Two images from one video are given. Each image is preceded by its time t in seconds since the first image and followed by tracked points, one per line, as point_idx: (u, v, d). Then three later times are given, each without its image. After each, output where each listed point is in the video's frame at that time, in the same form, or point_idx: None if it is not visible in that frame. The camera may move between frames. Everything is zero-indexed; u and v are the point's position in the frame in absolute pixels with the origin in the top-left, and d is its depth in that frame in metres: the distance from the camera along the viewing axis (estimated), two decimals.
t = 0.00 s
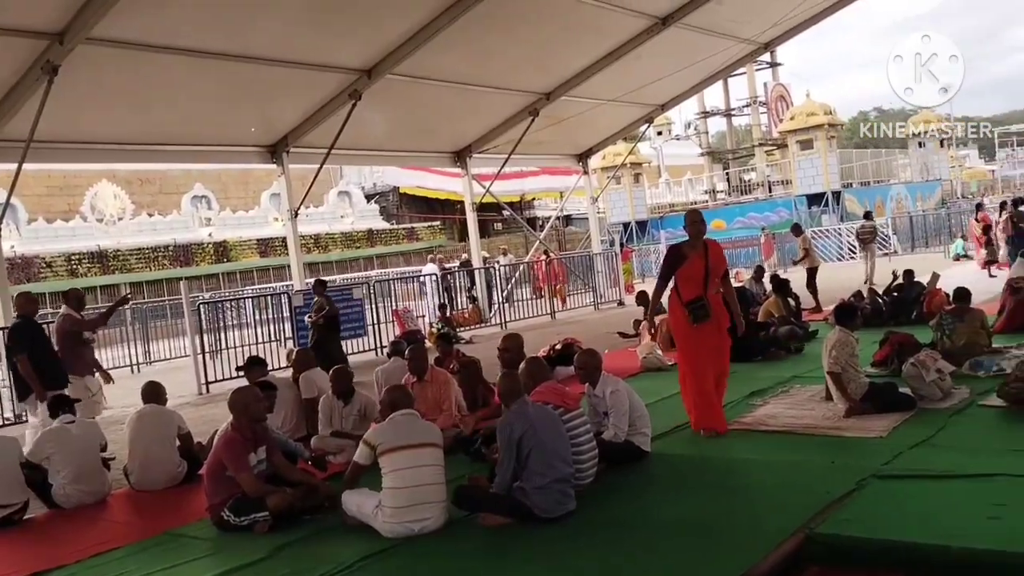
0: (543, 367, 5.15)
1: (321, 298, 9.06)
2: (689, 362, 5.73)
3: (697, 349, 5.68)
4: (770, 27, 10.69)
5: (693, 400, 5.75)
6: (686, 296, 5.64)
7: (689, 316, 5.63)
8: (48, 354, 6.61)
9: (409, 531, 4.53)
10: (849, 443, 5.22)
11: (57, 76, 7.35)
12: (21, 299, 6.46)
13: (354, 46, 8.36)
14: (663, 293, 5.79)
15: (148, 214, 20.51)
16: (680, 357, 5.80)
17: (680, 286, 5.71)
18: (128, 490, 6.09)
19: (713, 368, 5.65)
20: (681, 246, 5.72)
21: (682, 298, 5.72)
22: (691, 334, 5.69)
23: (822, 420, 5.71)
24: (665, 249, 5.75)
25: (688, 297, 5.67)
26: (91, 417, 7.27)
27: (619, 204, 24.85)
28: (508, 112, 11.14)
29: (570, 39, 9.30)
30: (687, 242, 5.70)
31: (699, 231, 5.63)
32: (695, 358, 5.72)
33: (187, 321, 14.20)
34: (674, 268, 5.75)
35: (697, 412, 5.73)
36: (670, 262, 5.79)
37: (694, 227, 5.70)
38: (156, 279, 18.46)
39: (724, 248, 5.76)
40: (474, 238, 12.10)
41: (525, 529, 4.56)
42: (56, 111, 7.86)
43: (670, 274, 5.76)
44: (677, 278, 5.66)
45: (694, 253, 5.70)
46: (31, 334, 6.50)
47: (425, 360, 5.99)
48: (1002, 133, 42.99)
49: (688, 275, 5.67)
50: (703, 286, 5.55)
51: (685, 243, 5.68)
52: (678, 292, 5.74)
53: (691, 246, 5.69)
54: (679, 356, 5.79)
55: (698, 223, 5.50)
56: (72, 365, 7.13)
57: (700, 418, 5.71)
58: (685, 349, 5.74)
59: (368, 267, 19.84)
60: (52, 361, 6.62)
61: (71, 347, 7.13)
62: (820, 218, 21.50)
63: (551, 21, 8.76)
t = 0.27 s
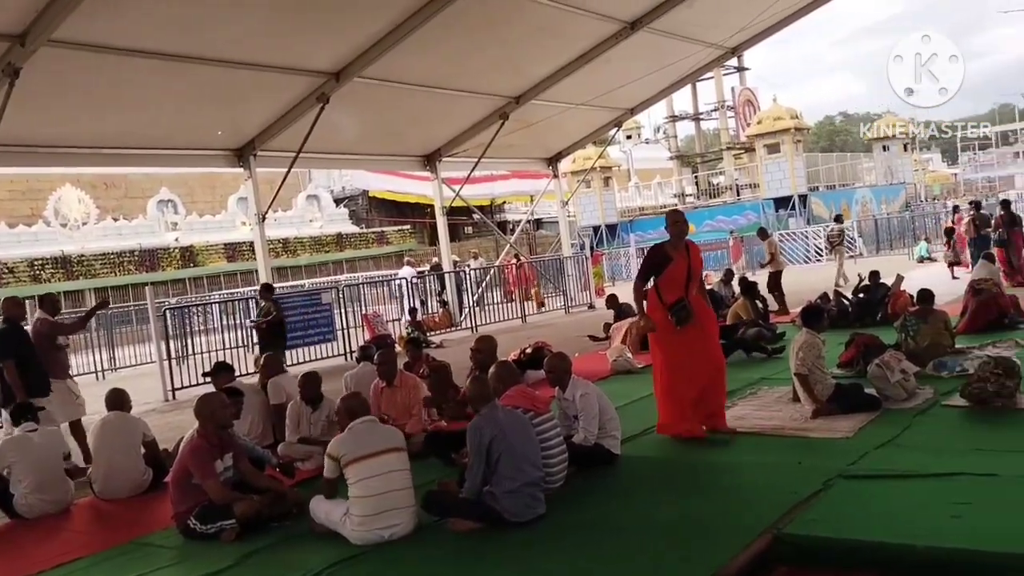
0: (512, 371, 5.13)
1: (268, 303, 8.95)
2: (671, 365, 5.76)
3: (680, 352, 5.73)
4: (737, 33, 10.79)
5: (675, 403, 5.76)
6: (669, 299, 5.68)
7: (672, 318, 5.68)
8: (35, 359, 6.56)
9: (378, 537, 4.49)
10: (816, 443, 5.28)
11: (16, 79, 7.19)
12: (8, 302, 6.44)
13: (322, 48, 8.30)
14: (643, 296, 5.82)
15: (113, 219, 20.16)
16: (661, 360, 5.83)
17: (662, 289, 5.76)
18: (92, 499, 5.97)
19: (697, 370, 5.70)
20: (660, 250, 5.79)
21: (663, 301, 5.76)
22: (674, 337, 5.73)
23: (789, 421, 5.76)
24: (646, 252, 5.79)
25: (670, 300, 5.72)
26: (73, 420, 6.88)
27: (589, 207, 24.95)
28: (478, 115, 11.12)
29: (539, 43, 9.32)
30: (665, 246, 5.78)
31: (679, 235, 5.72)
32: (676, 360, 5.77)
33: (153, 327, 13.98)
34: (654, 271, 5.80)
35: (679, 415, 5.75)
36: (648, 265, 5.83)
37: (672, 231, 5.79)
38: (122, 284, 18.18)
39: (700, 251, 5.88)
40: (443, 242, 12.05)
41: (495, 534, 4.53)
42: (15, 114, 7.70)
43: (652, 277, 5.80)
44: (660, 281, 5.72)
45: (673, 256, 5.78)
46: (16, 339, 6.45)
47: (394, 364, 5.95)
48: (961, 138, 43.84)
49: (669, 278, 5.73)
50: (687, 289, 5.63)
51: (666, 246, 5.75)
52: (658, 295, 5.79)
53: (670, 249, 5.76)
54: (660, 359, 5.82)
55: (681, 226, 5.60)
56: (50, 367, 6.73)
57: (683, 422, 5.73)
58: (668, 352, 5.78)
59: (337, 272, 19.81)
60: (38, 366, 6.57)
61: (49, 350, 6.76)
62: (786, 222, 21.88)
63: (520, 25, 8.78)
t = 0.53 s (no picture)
0: (481, 376, 5.11)
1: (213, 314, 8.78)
2: (668, 371, 5.54)
3: (677, 357, 5.51)
4: (703, 38, 10.89)
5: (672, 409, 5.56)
6: (665, 302, 5.45)
7: (668, 322, 5.45)
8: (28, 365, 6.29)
9: (346, 545, 4.45)
10: (781, 445, 5.33)
11: None
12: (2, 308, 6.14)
13: (288, 53, 8.24)
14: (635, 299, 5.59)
15: (76, 225, 19.80)
16: (656, 365, 5.61)
17: (655, 291, 5.53)
18: (54, 510, 5.86)
19: (694, 376, 5.49)
20: (652, 250, 5.54)
21: (658, 304, 5.53)
22: (670, 341, 5.51)
23: (755, 423, 5.82)
24: (636, 252, 5.53)
25: (665, 303, 5.49)
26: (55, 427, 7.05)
27: (558, 212, 25.06)
28: (446, 120, 11.11)
29: (506, 48, 9.34)
30: (656, 246, 5.53)
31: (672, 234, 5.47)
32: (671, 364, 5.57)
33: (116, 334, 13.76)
34: (645, 272, 5.55)
35: (676, 421, 5.56)
36: (639, 267, 5.59)
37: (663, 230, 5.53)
38: (85, 291, 17.87)
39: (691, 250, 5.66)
40: (412, 247, 11.99)
41: (463, 540, 4.51)
42: None
43: (643, 280, 5.54)
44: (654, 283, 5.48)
45: (665, 256, 5.54)
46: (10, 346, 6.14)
47: (362, 370, 5.91)
48: (921, 142, 44.68)
49: (663, 280, 5.50)
50: (683, 290, 5.41)
51: (657, 246, 5.50)
52: (651, 297, 5.55)
53: (662, 250, 5.52)
54: (655, 364, 5.60)
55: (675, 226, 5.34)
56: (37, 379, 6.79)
57: (680, 428, 5.53)
58: (663, 357, 5.56)
59: (305, 277, 19.61)
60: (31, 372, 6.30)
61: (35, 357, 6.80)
62: (752, 225, 21.98)
63: (487, 30, 8.78)
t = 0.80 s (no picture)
0: (433, 382, 5.09)
1: (137, 323, 8.47)
2: (644, 371, 5.55)
3: (653, 356, 5.52)
4: (653, 44, 11.01)
5: (649, 409, 5.54)
6: (642, 301, 5.49)
7: (645, 321, 5.48)
8: None
9: (295, 554, 4.39)
10: (730, 446, 5.40)
11: None
12: None
13: (237, 56, 8.12)
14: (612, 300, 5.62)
15: (17, 229, 19.24)
16: (633, 366, 5.62)
17: (632, 291, 5.57)
18: None
19: (670, 375, 5.51)
20: (627, 250, 5.60)
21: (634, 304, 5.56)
22: (647, 340, 5.53)
23: (706, 425, 5.89)
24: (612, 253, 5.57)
25: (642, 302, 5.53)
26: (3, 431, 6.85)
27: (512, 216, 25.11)
28: (399, 124, 11.05)
29: (459, 52, 9.33)
30: (631, 246, 5.59)
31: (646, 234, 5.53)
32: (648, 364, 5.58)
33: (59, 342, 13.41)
34: (621, 272, 5.59)
35: (653, 422, 5.53)
36: (615, 267, 5.64)
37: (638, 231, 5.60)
38: (26, 298, 17.36)
39: (665, 252, 5.73)
40: (365, 251, 11.87)
41: (415, 547, 4.48)
42: None
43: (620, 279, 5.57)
44: (631, 282, 5.53)
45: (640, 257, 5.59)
46: None
47: (312, 377, 5.82)
48: (866, 148, 45.81)
49: (639, 279, 5.54)
50: (659, 288, 5.45)
51: (633, 246, 5.56)
52: (628, 298, 5.59)
53: (637, 249, 5.57)
54: (632, 364, 5.60)
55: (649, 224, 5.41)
56: None
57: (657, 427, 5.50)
58: (640, 357, 5.57)
59: (256, 282, 19.33)
60: None
61: None
62: (705, 229, 21.93)
63: (440, 34, 8.76)
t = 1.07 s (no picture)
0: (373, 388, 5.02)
1: (45, 334, 7.93)
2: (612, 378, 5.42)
3: (621, 363, 5.41)
4: (599, 50, 11.10)
5: (616, 418, 5.44)
6: (610, 309, 5.38)
7: (614, 329, 5.37)
8: None
9: (230, 565, 4.29)
10: (671, 448, 5.45)
11: None
12: None
13: (176, 55, 7.93)
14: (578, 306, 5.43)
15: None
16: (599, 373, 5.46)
17: (600, 297, 5.42)
18: None
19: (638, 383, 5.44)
20: (593, 255, 5.43)
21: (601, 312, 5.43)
22: (616, 348, 5.41)
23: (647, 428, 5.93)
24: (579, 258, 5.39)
25: (610, 309, 5.41)
26: None
27: (459, 220, 25.07)
28: (343, 126, 10.93)
29: (404, 54, 9.27)
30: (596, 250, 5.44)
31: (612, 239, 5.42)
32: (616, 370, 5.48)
33: None
34: (588, 278, 5.43)
35: (620, 430, 5.44)
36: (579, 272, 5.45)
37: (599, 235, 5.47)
38: None
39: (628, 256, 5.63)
40: (308, 255, 11.71)
41: (353, 555, 4.41)
42: None
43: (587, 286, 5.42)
44: (600, 289, 5.38)
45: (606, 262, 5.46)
46: None
47: (250, 385, 5.73)
48: (805, 154, 46.97)
49: (607, 285, 5.41)
50: (629, 295, 5.35)
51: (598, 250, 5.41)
52: (595, 304, 5.43)
53: (603, 254, 5.43)
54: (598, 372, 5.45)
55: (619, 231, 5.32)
56: None
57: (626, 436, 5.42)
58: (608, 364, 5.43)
59: (197, 287, 18.92)
60: None
61: None
62: (649, 234, 22.49)
63: (384, 36, 8.69)
